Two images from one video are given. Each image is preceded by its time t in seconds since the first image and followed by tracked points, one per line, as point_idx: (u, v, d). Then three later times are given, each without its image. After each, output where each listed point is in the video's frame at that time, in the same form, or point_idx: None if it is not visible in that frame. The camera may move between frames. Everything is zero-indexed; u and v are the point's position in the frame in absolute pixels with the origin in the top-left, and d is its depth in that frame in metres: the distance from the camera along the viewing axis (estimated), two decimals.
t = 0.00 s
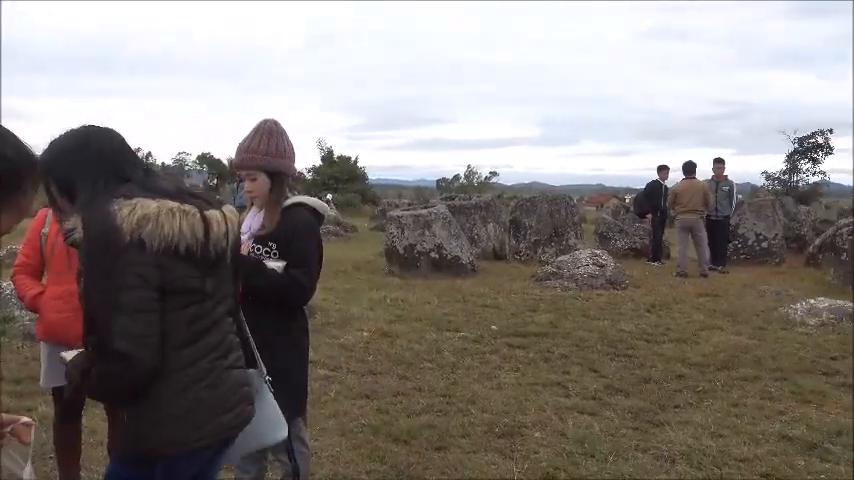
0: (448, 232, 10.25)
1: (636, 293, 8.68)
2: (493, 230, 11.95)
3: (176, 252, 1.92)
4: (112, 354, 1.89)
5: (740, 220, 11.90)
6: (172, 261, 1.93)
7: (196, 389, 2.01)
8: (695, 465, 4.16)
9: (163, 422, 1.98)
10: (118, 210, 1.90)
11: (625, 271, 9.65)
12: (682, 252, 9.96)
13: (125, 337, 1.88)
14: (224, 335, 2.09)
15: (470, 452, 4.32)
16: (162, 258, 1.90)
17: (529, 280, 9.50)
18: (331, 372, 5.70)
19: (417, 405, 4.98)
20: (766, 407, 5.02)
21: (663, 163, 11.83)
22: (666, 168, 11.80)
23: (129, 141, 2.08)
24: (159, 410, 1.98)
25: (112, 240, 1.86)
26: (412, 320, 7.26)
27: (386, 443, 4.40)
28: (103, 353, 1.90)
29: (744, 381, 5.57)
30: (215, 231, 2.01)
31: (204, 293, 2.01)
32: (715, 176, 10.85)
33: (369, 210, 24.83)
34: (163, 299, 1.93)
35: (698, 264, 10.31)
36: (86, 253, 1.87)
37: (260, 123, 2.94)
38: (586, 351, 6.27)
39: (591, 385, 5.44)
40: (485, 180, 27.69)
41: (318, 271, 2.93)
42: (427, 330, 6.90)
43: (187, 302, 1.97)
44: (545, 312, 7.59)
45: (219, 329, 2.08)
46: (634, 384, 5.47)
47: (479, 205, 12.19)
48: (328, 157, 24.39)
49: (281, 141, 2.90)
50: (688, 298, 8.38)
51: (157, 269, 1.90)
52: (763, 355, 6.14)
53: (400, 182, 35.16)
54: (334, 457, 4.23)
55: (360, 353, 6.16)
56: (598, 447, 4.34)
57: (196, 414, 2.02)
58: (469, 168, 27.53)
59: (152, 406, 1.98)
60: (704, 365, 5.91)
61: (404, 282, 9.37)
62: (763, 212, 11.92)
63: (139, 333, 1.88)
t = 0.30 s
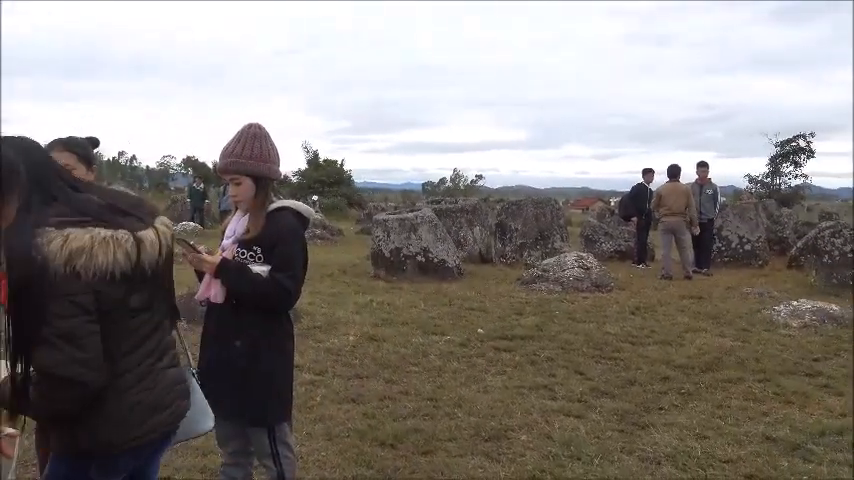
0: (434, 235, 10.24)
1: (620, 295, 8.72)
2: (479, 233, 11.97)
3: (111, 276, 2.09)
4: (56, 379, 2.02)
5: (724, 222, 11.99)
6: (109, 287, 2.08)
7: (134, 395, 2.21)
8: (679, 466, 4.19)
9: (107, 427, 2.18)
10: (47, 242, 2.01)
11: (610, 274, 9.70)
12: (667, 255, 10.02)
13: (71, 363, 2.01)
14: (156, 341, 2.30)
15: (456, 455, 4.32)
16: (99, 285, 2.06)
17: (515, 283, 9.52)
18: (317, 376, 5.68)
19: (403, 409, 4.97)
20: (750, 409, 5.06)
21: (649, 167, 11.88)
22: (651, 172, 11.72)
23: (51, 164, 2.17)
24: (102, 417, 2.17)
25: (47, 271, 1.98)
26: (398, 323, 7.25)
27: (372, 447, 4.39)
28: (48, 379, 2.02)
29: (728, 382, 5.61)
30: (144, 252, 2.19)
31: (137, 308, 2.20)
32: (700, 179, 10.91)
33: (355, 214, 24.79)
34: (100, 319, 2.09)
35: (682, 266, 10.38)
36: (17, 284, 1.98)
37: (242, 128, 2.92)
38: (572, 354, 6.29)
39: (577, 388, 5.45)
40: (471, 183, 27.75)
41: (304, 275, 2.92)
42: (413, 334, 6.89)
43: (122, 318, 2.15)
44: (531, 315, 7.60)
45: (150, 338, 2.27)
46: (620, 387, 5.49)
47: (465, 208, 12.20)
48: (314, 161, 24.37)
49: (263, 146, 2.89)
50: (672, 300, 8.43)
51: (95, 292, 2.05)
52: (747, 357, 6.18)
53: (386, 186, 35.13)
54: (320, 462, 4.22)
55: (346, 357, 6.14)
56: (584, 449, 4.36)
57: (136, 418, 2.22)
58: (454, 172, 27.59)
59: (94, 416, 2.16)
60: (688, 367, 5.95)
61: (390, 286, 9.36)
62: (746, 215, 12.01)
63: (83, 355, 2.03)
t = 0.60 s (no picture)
0: (422, 237, 10.24)
1: (608, 298, 8.75)
2: (467, 236, 11.99)
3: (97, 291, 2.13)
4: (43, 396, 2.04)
5: (709, 225, 12.08)
6: (95, 301, 2.13)
7: (109, 401, 2.28)
8: (665, 468, 4.20)
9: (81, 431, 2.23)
10: (37, 261, 1.99)
11: (597, 277, 9.74)
12: (653, 258, 10.08)
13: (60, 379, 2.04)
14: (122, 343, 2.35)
15: (444, 458, 4.31)
16: (88, 301, 2.09)
17: (502, 285, 9.54)
18: (304, 379, 5.66)
19: (391, 412, 4.96)
20: (735, 411, 5.09)
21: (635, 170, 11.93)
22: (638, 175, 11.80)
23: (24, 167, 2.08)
24: (76, 422, 2.21)
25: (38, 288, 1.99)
26: (386, 326, 7.24)
27: (360, 450, 4.38)
28: (32, 395, 2.03)
29: (714, 384, 5.65)
30: (123, 262, 2.24)
31: (115, 315, 2.25)
32: (686, 183, 10.96)
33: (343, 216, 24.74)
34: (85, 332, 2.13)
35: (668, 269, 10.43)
36: (2, 301, 1.95)
37: (229, 129, 2.91)
38: (559, 356, 6.31)
39: (564, 390, 5.47)
40: (459, 186, 27.78)
41: (290, 278, 2.91)
42: (400, 336, 6.88)
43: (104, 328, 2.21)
44: (518, 318, 7.61)
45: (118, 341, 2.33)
46: (606, 389, 5.52)
47: (453, 211, 12.22)
48: (302, 163, 24.34)
49: (250, 148, 2.88)
50: (658, 302, 8.48)
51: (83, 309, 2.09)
52: (733, 359, 6.23)
53: (373, 189, 35.10)
54: (306, 465, 4.20)
55: (334, 359, 6.13)
56: (571, 452, 4.37)
57: (108, 419, 2.30)
58: (442, 175, 27.64)
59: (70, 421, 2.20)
60: (674, 369, 5.98)
61: (378, 288, 9.35)
62: (731, 218, 12.10)
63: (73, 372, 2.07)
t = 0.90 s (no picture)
0: (403, 240, 10.22)
1: (588, 299, 8.80)
2: (449, 238, 12.00)
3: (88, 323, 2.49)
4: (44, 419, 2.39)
5: (688, 227, 12.19)
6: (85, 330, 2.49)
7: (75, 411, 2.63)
8: (645, 468, 4.23)
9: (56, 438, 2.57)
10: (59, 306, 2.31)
11: (578, 279, 9.79)
12: (633, 259, 10.15)
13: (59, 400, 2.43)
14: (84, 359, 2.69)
15: (426, 460, 4.31)
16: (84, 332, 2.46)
17: (484, 287, 9.55)
18: (286, 382, 5.62)
19: (373, 415, 4.95)
20: (714, 411, 5.13)
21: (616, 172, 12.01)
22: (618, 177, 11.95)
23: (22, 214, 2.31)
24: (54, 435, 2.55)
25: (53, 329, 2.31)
26: (368, 329, 7.23)
27: (342, 454, 4.36)
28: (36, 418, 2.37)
29: (694, 384, 5.70)
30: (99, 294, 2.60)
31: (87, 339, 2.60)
32: (665, 185, 11.05)
33: (325, 219, 24.65)
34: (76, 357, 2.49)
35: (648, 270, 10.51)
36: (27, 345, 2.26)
37: (210, 131, 2.89)
38: (540, 357, 6.33)
39: (546, 391, 5.49)
40: (441, 188, 27.81)
41: (271, 282, 2.90)
42: (382, 338, 6.87)
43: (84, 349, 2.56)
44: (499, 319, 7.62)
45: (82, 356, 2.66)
46: (587, 390, 5.55)
47: (435, 213, 12.23)
48: (283, 165, 24.24)
49: (231, 149, 2.86)
50: (639, 303, 8.55)
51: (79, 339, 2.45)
52: (712, 359, 6.29)
53: (355, 191, 35.02)
54: (288, 469, 4.17)
55: (316, 362, 6.10)
56: (552, 452, 4.38)
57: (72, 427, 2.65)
58: (424, 177, 27.66)
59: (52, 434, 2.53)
60: (655, 369, 6.03)
61: (360, 291, 9.32)
62: (710, 219, 12.21)
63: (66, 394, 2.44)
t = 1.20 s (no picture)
0: (391, 241, 10.20)
1: (575, 300, 8.83)
2: (436, 239, 12.01)
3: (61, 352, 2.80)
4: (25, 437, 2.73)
5: (674, 228, 12.26)
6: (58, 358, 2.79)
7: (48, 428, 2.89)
8: (631, 468, 4.25)
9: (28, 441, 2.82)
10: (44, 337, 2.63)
11: (565, 279, 9.82)
12: (619, 260, 10.21)
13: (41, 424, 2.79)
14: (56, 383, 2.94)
15: (413, 461, 4.31)
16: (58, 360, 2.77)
17: (471, 288, 9.57)
18: (272, 383, 5.60)
19: (360, 416, 4.95)
20: (700, 411, 5.16)
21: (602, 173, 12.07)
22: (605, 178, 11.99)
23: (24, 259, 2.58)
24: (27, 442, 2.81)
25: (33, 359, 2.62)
26: (355, 330, 7.22)
27: (329, 455, 4.35)
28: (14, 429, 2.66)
29: (679, 384, 5.74)
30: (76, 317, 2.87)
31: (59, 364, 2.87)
32: (650, 186, 11.11)
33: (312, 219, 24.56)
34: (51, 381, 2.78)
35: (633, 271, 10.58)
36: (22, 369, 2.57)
37: (197, 132, 2.88)
38: (528, 358, 6.35)
39: (533, 392, 5.51)
40: (428, 189, 27.81)
41: (258, 282, 2.88)
42: (370, 340, 6.86)
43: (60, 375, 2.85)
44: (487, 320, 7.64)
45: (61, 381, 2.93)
46: (574, 390, 5.57)
47: (422, 214, 12.23)
48: (269, 166, 24.14)
49: (217, 149, 2.85)
50: (625, 304, 8.60)
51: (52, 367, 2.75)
52: (698, 359, 6.33)
53: (342, 192, 34.95)
54: (275, 471, 4.16)
55: (303, 363, 6.09)
56: (539, 453, 4.40)
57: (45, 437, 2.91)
58: (412, 178, 27.66)
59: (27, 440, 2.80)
60: (641, 369, 6.06)
61: (347, 292, 9.31)
62: (695, 220, 12.29)
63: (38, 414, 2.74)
